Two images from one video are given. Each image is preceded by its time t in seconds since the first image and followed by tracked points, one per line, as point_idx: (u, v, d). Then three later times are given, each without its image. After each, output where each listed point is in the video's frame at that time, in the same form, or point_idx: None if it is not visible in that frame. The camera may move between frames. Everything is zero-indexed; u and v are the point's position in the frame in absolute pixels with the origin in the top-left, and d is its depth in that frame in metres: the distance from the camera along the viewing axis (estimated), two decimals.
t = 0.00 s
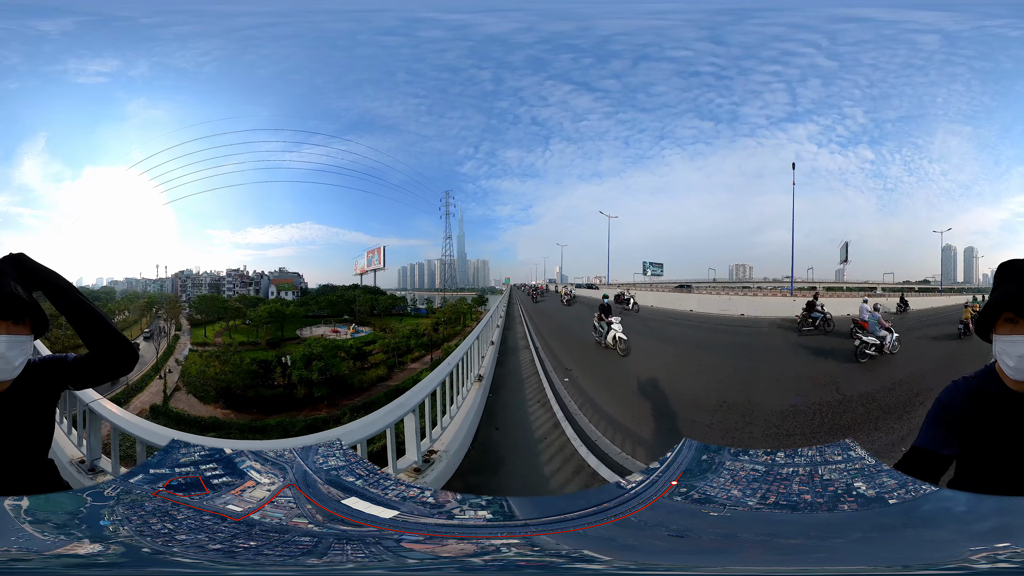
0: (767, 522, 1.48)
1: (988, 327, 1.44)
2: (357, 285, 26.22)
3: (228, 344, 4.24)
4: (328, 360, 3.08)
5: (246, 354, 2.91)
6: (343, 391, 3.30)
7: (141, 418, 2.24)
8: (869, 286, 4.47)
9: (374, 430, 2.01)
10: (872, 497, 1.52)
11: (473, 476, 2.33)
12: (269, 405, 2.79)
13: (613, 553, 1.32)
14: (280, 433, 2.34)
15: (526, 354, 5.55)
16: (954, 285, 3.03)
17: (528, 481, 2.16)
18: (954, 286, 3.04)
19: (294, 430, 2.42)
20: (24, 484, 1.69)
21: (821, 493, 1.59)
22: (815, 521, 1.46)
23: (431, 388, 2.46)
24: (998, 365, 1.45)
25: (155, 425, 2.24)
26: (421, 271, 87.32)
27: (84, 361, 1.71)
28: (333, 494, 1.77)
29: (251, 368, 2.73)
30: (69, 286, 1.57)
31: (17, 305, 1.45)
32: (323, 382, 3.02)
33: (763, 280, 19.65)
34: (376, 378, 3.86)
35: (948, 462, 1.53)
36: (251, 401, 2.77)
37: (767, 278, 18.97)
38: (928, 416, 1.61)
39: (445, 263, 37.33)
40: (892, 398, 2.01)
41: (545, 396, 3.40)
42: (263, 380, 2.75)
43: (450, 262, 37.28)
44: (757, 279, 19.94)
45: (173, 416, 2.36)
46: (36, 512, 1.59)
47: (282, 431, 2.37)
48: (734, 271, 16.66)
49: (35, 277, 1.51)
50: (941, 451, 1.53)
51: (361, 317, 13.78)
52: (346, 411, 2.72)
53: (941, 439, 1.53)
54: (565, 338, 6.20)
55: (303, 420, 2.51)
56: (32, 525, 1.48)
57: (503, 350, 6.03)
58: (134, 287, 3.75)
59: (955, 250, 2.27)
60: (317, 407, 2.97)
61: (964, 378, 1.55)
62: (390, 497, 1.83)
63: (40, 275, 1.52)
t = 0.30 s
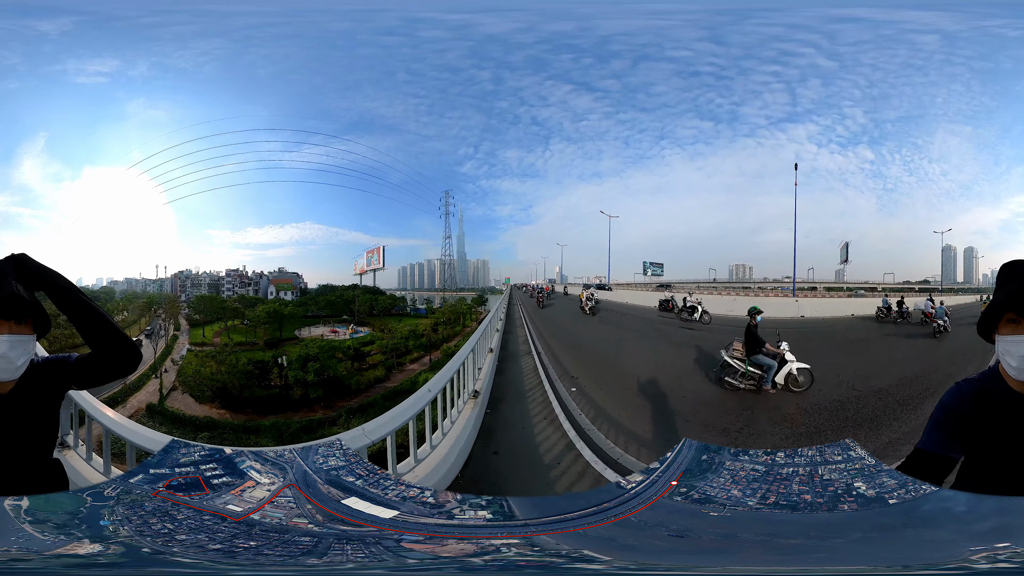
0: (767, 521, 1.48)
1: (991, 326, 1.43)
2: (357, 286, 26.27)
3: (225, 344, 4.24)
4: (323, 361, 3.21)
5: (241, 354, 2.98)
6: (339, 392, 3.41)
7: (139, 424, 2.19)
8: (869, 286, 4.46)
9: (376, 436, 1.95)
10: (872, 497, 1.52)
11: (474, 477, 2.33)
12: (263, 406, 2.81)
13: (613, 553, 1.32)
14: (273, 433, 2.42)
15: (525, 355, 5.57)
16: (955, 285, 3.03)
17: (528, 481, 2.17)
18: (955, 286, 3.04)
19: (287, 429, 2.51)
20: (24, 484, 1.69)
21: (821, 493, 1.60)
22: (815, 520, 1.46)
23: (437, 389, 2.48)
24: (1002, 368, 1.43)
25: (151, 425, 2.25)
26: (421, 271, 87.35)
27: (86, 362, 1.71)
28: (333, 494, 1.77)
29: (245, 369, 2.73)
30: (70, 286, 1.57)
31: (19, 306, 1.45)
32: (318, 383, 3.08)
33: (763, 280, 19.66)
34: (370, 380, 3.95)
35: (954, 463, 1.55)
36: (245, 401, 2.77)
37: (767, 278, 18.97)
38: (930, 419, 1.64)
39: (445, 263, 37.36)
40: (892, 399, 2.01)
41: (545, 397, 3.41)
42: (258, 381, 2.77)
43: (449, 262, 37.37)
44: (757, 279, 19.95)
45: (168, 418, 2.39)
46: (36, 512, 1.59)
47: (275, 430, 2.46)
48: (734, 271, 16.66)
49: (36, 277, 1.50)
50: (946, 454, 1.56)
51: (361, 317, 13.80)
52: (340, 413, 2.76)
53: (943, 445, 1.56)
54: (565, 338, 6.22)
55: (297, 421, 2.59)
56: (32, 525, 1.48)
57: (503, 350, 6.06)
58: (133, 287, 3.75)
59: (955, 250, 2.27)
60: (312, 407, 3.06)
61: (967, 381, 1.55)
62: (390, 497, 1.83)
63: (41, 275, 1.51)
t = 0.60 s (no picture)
0: (767, 522, 1.48)
1: (986, 333, 1.44)
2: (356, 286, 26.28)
3: (223, 344, 4.24)
4: (319, 363, 3.13)
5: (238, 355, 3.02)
6: (336, 394, 3.41)
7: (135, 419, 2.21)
8: (869, 286, 4.46)
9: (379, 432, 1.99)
10: (872, 497, 1.52)
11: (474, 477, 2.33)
12: (259, 406, 2.85)
13: (613, 553, 1.32)
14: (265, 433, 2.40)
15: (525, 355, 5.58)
16: (955, 285, 3.03)
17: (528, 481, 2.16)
18: (955, 286, 3.04)
19: (280, 431, 2.50)
20: (24, 484, 1.69)
21: (821, 493, 1.60)
22: (815, 520, 1.46)
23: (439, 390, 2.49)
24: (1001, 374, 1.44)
25: (145, 421, 2.25)
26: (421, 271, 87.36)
27: (86, 364, 1.71)
28: (333, 494, 1.77)
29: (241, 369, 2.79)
30: (68, 289, 1.58)
31: (18, 309, 1.45)
32: (314, 384, 3.05)
33: (763, 280, 19.63)
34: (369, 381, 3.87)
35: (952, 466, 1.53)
36: (241, 402, 2.83)
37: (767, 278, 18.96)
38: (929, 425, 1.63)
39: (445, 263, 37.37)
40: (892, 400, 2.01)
41: (545, 396, 3.41)
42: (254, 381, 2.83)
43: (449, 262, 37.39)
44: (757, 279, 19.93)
45: (163, 415, 2.38)
46: (36, 512, 1.59)
47: (268, 431, 2.45)
48: (734, 271, 16.84)
49: (35, 281, 1.51)
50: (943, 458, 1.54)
51: (360, 317, 13.80)
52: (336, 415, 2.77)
53: (942, 446, 1.55)
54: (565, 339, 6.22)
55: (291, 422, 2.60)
56: (32, 525, 1.48)
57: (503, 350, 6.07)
58: (133, 287, 3.75)
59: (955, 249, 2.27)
60: (308, 408, 3.06)
61: (963, 388, 1.56)
62: (390, 497, 1.83)
63: (39, 279, 1.51)
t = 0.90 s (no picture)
0: (767, 521, 1.48)
1: (986, 330, 1.44)
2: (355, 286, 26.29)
3: (221, 344, 4.23)
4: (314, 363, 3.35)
5: (233, 355, 3.02)
6: (331, 395, 3.47)
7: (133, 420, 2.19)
8: (870, 286, 4.46)
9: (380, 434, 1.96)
10: (872, 497, 1.52)
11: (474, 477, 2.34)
12: (254, 407, 2.82)
13: (613, 553, 1.32)
14: (260, 434, 2.40)
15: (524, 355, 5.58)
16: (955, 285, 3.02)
17: (529, 481, 2.16)
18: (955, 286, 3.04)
19: (275, 431, 2.49)
20: (24, 484, 1.69)
21: (821, 493, 1.59)
22: (814, 520, 1.46)
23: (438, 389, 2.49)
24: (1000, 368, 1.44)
25: (142, 420, 2.22)
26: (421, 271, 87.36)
27: (82, 363, 1.70)
28: (333, 494, 1.77)
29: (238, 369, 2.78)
30: (66, 288, 1.57)
31: (17, 307, 1.46)
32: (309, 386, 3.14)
33: (763, 280, 19.60)
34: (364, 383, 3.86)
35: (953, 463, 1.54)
36: (236, 401, 2.84)
37: (766, 278, 18.97)
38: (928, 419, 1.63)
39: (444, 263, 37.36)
40: (893, 399, 2.01)
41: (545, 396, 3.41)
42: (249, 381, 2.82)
43: (449, 262, 37.38)
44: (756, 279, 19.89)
45: (159, 414, 2.32)
46: (36, 512, 1.59)
47: (262, 431, 2.45)
48: (734, 271, 16.68)
49: (33, 278, 1.51)
50: (942, 453, 1.55)
51: (359, 317, 13.80)
52: (331, 417, 2.75)
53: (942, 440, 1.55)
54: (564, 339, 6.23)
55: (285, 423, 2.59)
56: (32, 525, 1.48)
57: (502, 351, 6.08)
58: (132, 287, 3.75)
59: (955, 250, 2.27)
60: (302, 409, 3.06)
61: (963, 379, 1.56)
62: (390, 497, 1.83)
63: (40, 277, 1.52)
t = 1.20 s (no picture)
0: (767, 521, 1.48)
1: (996, 330, 1.45)
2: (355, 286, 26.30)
3: (220, 344, 4.22)
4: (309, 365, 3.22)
5: (228, 355, 2.99)
6: (328, 395, 3.37)
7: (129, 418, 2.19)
8: (869, 286, 4.46)
9: (379, 436, 1.95)
10: (872, 497, 1.52)
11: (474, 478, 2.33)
12: (250, 407, 2.78)
13: (613, 553, 1.32)
14: (253, 434, 2.40)
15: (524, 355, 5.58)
16: (956, 285, 3.02)
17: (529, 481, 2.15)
18: (955, 285, 3.03)
19: (269, 431, 2.47)
20: (24, 485, 1.69)
21: (821, 493, 1.59)
22: (815, 521, 1.46)
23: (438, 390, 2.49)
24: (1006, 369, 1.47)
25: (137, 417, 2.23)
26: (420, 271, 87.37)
27: (89, 363, 1.70)
28: (333, 494, 1.77)
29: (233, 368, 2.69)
30: (71, 287, 1.57)
31: (23, 308, 1.45)
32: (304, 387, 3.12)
33: (763, 280, 19.59)
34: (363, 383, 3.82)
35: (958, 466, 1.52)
36: (232, 401, 2.79)
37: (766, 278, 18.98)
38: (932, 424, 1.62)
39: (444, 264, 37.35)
40: (894, 399, 2.00)
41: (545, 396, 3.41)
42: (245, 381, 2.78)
43: (449, 262, 37.38)
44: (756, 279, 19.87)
45: (155, 412, 2.33)
46: (36, 512, 1.59)
47: (257, 432, 2.43)
48: (734, 271, 16.69)
49: (37, 278, 1.50)
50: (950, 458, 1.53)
51: (359, 317, 13.78)
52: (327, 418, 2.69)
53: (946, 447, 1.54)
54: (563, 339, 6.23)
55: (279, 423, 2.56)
56: (32, 525, 1.48)
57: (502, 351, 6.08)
58: (133, 287, 3.76)
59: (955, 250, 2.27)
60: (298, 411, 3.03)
61: (967, 384, 1.56)
62: (390, 497, 1.83)
63: (44, 277, 1.50)
